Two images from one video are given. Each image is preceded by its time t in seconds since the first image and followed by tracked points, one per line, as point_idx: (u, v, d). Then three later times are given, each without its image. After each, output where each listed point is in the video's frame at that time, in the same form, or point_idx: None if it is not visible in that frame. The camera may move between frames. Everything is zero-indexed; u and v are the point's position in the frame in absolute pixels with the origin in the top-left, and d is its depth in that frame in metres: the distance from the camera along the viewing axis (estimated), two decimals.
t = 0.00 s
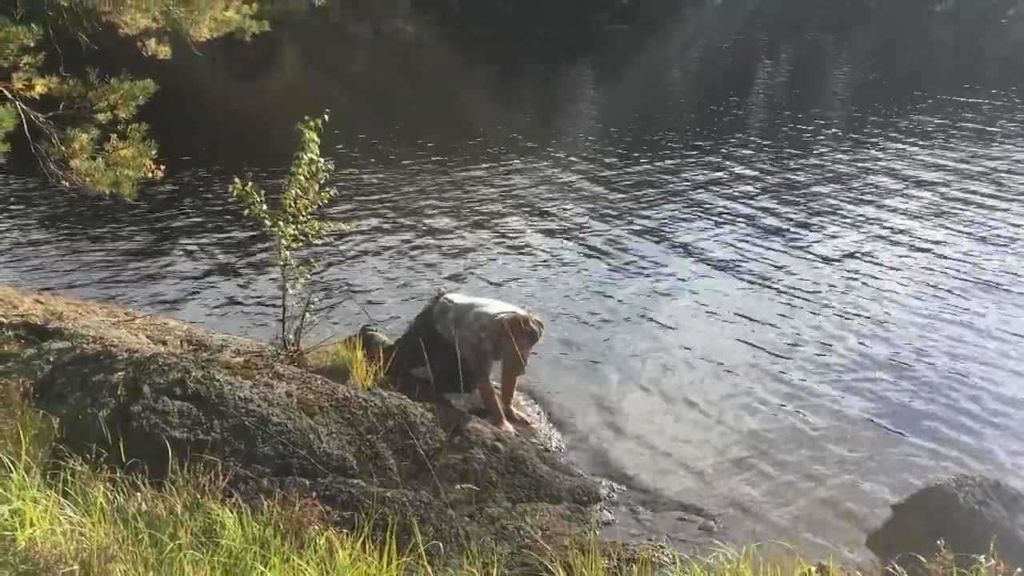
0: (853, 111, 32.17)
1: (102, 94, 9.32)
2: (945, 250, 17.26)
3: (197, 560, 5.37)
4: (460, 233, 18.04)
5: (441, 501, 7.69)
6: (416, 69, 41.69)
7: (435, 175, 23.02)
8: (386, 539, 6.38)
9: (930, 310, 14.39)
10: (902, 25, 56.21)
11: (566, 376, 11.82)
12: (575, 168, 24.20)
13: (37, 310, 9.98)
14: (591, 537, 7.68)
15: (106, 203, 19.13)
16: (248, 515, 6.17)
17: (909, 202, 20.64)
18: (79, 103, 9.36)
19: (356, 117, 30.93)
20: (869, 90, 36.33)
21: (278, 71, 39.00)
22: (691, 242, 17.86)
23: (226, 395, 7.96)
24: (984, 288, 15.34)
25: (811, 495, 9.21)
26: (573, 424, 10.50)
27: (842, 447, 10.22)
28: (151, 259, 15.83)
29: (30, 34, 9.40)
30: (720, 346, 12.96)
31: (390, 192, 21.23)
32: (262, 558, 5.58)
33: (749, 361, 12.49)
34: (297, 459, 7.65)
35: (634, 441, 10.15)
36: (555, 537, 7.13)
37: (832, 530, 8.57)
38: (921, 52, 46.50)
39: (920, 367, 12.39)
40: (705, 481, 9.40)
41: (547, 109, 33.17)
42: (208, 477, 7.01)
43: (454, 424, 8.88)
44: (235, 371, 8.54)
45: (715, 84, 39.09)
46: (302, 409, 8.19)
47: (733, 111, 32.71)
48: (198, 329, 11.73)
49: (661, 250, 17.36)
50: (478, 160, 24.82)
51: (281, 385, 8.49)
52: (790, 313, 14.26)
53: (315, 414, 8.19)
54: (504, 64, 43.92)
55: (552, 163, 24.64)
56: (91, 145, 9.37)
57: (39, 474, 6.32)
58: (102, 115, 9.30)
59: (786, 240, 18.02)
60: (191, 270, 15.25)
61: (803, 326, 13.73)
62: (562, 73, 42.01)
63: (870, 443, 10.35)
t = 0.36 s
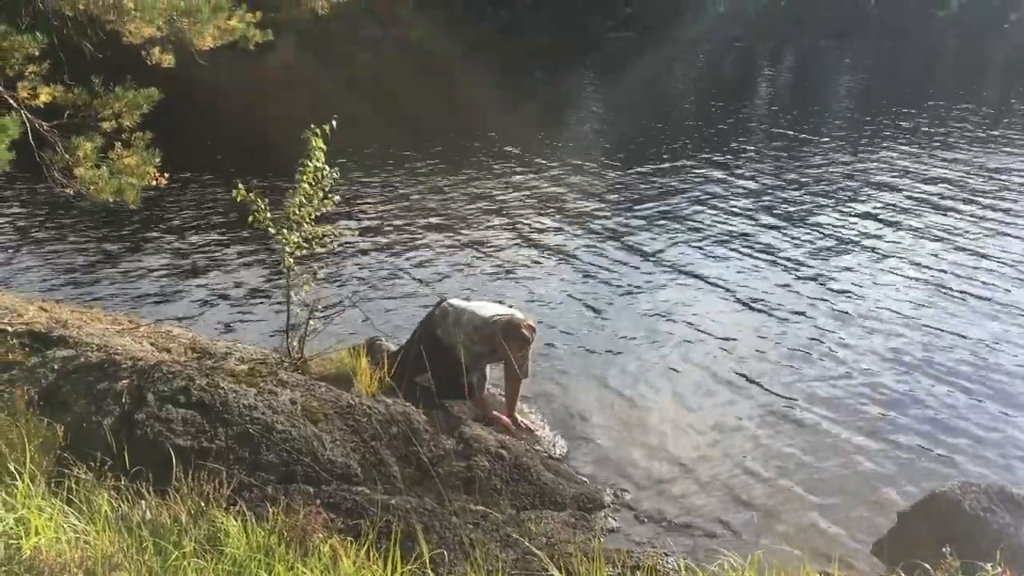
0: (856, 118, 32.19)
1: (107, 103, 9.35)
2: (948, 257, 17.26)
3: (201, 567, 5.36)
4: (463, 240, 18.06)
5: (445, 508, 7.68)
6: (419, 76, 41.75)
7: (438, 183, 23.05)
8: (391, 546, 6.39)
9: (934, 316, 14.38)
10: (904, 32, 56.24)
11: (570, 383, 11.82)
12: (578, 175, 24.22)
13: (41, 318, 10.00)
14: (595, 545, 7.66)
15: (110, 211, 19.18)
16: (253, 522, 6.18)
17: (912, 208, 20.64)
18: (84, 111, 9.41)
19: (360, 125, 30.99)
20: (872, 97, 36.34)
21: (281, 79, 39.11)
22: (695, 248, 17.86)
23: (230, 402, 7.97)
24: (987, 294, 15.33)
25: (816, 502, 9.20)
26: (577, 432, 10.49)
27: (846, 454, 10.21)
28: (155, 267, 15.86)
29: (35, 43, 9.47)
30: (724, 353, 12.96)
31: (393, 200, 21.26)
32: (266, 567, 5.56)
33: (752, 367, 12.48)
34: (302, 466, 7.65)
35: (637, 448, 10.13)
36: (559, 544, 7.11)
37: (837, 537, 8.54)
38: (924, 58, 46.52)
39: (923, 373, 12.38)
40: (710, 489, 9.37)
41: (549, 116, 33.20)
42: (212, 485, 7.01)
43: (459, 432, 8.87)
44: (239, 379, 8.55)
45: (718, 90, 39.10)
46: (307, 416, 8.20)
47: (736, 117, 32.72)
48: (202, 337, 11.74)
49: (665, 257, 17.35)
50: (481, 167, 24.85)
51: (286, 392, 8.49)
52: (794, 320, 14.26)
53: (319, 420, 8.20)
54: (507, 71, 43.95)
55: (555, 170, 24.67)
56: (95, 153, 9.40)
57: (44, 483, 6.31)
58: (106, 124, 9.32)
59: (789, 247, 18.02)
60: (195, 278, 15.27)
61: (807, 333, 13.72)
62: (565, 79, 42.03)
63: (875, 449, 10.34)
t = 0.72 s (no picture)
0: (859, 119, 32.16)
1: (111, 108, 9.38)
2: (952, 258, 17.25)
3: (205, 571, 5.36)
4: (467, 243, 18.08)
5: (448, 511, 7.68)
6: (422, 79, 41.79)
7: (441, 186, 23.07)
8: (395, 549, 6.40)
9: (937, 318, 14.37)
10: (906, 33, 56.22)
11: (574, 386, 11.82)
12: (581, 177, 24.22)
13: (45, 322, 10.02)
14: (599, 548, 7.66)
15: (114, 215, 19.22)
16: (257, 526, 6.18)
17: (916, 210, 20.62)
18: (88, 116, 9.43)
19: (363, 129, 31.03)
20: (875, 98, 36.32)
21: (284, 84, 39.17)
22: (698, 251, 17.87)
23: (234, 406, 7.99)
24: (991, 296, 15.31)
25: (820, 505, 9.19)
26: (581, 435, 10.48)
27: (850, 456, 10.20)
28: (159, 271, 15.89)
29: (40, 48, 9.52)
30: (728, 356, 12.96)
31: (396, 203, 21.29)
32: (270, 570, 5.56)
33: (756, 370, 12.48)
34: (306, 470, 7.67)
35: (641, 451, 10.12)
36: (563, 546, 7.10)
37: (841, 541, 8.53)
38: (926, 59, 46.49)
39: (928, 376, 12.37)
40: (714, 492, 9.37)
41: (552, 118, 33.21)
42: (217, 489, 7.01)
43: (462, 436, 8.87)
44: (243, 383, 8.57)
45: (721, 92, 39.11)
46: (310, 420, 8.21)
47: (739, 119, 32.71)
48: (205, 341, 11.75)
49: (668, 260, 17.36)
50: (484, 171, 24.88)
51: (289, 396, 8.50)
52: (798, 322, 14.26)
53: (323, 425, 8.21)
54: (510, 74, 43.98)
55: (558, 173, 24.69)
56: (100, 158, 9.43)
57: (48, 487, 6.32)
58: (110, 129, 9.35)
59: (792, 249, 18.02)
60: (198, 282, 15.29)
61: (810, 336, 13.71)
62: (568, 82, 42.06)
63: (879, 452, 10.33)
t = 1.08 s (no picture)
0: (860, 122, 32.16)
1: (113, 111, 9.39)
2: (954, 261, 17.23)
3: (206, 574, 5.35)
4: (468, 246, 18.08)
5: (450, 514, 7.67)
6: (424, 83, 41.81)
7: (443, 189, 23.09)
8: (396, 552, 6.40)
9: (940, 321, 14.36)
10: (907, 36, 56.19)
11: (576, 389, 11.82)
12: (583, 180, 24.24)
13: (47, 325, 10.03)
14: (601, 551, 7.65)
15: (117, 218, 19.24)
16: (259, 529, 6.17)
17: (918, 213, 20.60)
18: (90, 119, 9.46)
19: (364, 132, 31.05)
20: (876, 101, 36.32)
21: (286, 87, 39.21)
22: (700, 254, 17.87)
23: (235, 410, 8.01)
24: (993, 299, 15.29)
25: (823, 508, 9.17)
26: (583, 438, 10.47)
27: (853, 459, 10.19)
28: (161, 274, 15.90)
29: (43, 51, 9.56)
30: (730, 358, 12.95)
31: (399, 206, 21.29)
32: (272, 573, 5.55)
33: (758, 372, 12.48)
34: (308, 473, 7.67)
35: (643, 455, 10.11)
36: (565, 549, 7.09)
37: (843, 543, 8.52)
38: (927, 62, 46.46)
39: (930, 378, 12.36)
40: (717, 495, 9.35)
41: (554, 121, 33.21)
42: (219, 492, 7.02)
43: (464, 439, 8.86)
44: (245, 386, 8.58)
45: (723, 95, 39.12)
46: (312, 423, 8.22)
47: (740, 123, 32.72)
48: (207, 344, 11.76)
49: (670, 262, 17.35)
50: (486, 174, 24.89)
51: (291, 399, 8.51)
52: (800, 325, 14.26)
53: (325, 428, 8.22)
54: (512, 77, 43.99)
55: (560, 176, 24.70)
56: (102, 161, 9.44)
57: (50, 490, 6.32)
58: (113, 132, 9.36)
59: (794, 252, 18.02)
60: (201, 285, 15.31)
61: (812, 339, 13.69)
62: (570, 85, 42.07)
63: (881, 455, 10.32)
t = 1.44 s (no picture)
0: (862, 128, 32.17)
1: (116, 116, 9.40)
2: (956, 268, 17.24)
3: None
4: (470, 252, 18.09)
5: (451, 520, 7.65)
6: (426, 88, 41.87)
7: (445, 194, 23.11)
8: (397, 557, 6.39)
9: (942, 328, 14.35)
10: (909, 42, 56.26)
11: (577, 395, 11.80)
12: (585, 186, 24.25)
13: (49, 329, 10.03)
14: (602, 557, 7.63)
15: (119, 222, 19.26)
16: (260, 535, 6.16)
17: (920, 219, 20.60)
18: (93, 123, 9.46)
19: (367, 138, 31.09)
20: (879, 107, 36.33)
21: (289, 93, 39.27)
22: (701, 259, 17.86)
23: (236, 415, 8.01)
24: (995, 305, 15.29)
25: (825, 514, 9.16)
26: (584, 443, 10.45)
27: (855, 466, 10.18)
28: (164, 278, 15.91)
29: (45, 56, 9.57)
30: (731, 365, 12.94)
31: (401, 211, 21.32)
32: None
33: (760, 379, 12.47)
34: (308, 478, 7.66)
35: (644, 460, 10.10)
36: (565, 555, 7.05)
37: (844, 549, 8.51)
38: (929, 68, 46.51)
39: (933, 385, 12.34)
40: (717, 501, 9.35)
41: (556, 127, 33.23)
42: (220, 497, 7.02)
43: (465, 443, 8.84)
44: (246, 390, 8.58)
45: (725, 101, 39.15)
46: (312, 428, 8.22)
47: (743, 129, 32.73)
48: (209, 349, 11.76)
49: (672, 268, 17.35)
50: (488, 179, 24.91)
51: (292, 404, 8.51)
52: (803, 331, 14.24)
53: (326, 433, 8.20)
54: (514, 83, 44.04)
55: (562, 182, 24.72)
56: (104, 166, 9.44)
57: (51, 495, 6.31)
58: (115, 137, 9.37)
59: (796, 258, 18.01)
60: (203, 289, 15.31)
61: (814, 345, 13.67)
62: (572, 91, 42.09)
63: (882, 461, 10.31)
